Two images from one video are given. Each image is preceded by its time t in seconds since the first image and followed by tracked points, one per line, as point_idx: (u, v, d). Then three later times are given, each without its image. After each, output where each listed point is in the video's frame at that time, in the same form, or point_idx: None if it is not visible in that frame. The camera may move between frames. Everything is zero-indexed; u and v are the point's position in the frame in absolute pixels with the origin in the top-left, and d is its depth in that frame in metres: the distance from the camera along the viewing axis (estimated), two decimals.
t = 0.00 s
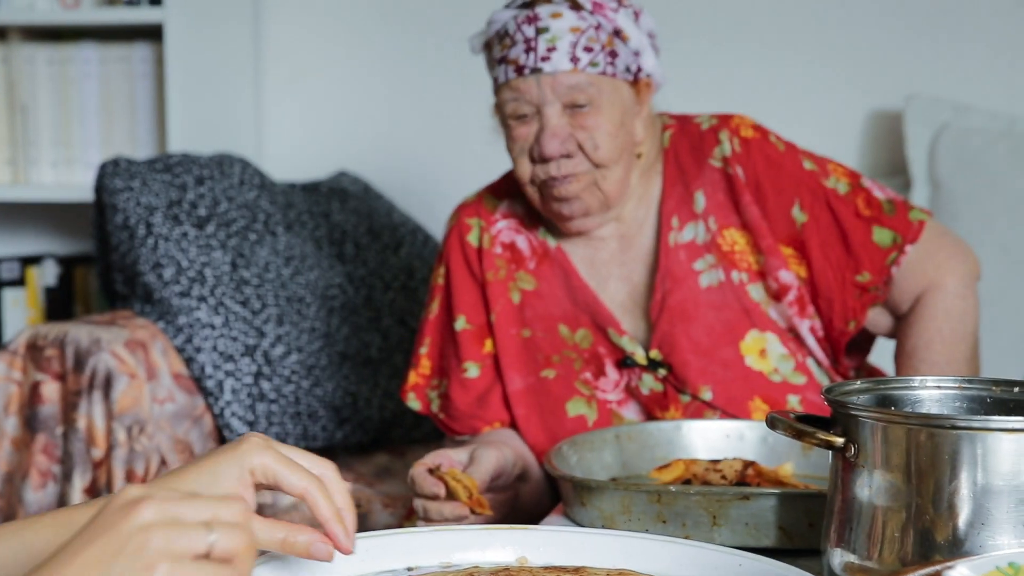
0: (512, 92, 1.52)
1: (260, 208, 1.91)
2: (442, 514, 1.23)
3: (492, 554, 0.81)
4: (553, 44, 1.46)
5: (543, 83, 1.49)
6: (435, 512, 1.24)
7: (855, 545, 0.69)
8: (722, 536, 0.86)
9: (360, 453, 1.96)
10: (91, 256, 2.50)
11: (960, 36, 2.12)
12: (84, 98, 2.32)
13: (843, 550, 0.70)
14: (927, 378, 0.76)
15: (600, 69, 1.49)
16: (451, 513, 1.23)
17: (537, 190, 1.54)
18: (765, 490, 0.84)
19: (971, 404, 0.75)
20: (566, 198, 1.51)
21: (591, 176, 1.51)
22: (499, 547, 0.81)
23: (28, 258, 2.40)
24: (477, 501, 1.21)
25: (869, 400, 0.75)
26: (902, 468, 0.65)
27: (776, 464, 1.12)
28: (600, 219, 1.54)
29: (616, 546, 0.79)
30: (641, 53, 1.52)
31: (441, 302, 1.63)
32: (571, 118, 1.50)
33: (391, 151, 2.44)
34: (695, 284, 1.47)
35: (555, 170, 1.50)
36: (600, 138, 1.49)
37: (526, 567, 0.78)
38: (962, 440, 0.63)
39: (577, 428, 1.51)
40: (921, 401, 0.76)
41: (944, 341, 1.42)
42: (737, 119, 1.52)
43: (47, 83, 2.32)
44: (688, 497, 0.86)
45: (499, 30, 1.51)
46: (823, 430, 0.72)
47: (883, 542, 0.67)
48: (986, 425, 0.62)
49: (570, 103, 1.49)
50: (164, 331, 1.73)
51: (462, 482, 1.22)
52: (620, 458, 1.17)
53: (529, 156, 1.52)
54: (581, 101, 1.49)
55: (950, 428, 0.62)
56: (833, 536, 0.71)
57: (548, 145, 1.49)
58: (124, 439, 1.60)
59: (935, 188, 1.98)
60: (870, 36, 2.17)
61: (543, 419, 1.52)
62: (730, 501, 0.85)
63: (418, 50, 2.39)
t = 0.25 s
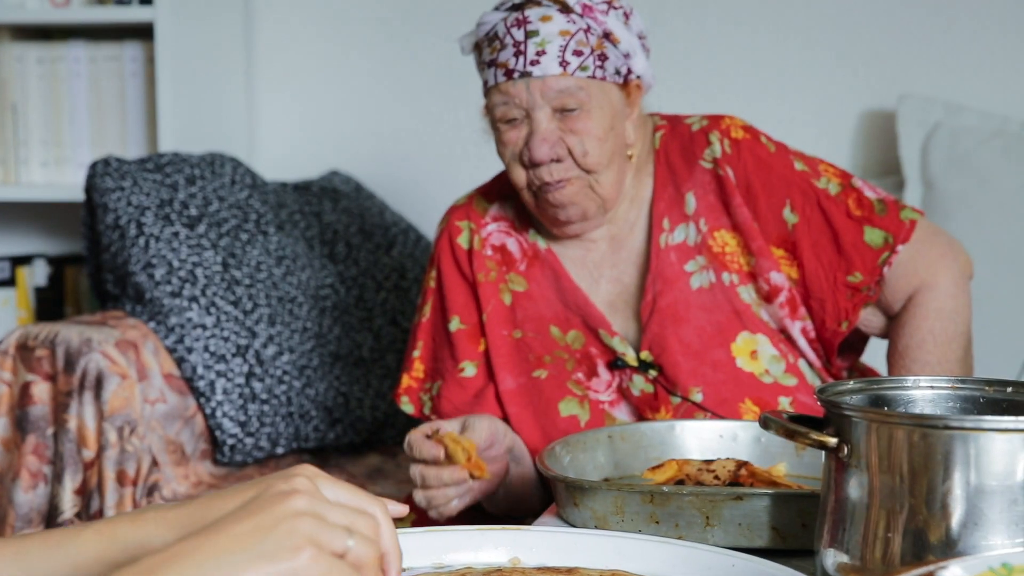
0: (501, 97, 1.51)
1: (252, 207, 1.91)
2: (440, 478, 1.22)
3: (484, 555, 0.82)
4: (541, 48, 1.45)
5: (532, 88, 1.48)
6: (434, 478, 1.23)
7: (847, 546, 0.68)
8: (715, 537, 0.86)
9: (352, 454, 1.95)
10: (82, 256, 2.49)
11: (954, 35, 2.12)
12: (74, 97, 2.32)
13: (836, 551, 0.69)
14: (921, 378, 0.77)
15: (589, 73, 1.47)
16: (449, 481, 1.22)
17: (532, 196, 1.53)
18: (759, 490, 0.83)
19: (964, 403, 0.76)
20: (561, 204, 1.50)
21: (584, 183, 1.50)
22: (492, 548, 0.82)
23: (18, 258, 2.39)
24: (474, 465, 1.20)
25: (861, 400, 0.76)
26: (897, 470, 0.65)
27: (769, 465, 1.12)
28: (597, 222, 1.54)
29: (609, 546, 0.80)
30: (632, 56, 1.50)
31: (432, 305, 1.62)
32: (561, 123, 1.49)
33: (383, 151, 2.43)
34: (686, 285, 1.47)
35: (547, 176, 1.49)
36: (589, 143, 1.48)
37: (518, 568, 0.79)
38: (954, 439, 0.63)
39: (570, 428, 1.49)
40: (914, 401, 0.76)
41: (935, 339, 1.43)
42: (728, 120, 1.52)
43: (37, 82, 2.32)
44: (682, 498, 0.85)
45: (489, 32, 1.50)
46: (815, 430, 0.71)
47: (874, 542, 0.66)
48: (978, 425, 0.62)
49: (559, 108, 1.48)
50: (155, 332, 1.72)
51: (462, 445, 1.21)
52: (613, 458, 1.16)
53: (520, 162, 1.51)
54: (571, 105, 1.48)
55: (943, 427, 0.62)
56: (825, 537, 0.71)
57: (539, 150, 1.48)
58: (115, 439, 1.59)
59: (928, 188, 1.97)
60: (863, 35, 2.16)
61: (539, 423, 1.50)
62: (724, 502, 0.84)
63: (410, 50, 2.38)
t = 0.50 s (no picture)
0: (494, 107, 1.50)
1: (250, 207, 1.90)
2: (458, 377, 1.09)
3: (483, 557, 0.81)
4: (534, 60, 1.45)
5: (525, 100, 1.47)
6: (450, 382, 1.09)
7: (847, 547, 0.68)
8: (714, 537, 0.85)
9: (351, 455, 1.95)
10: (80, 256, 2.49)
11: (952, 35, 2.11)
12: (72, 97, 2.31)
13: (835, 552, 0.69)
14: (920, 379, 0.76)
15: (582, 84, 1.47)
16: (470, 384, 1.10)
17: (523, 201, 1.52)
18: (759, 491, 0.83)
19: (964, 404, 0.76)
20: (556, 210, 1.49)
21: (578, 190, 1.50)
22: (492, 549, 0.82)
23: (16, 258, 2.39)
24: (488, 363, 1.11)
25: (861, 401, 0.75)
26: (897, 470, 0.64)
27: (768, 466, 1.12)
28: (591, 224, 1.54)
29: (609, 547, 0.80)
30: (626, 61, 1.50)
31: (433, 307, 1.62)
32: (554, 134, 1.48)
33: (381, 151, 2.43)
34: (686, 286, 1.46)
35: (540, 185, 1.48)
36: (582, 153, 1.48)
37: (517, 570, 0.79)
38: (954, 440, 0.62)
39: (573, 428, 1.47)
40: (914, 402, 0.76)
41: (936, 340, 1.43)
42: (727, 120, 1.52)
43: (35, 82, 2.31)
44: (681, 498, 0.85)
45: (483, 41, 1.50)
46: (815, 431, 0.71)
47: (874, 543, 0.66)
48: (978, 425, 0.61)
49: (551, 121, 1.48)
50: (153, 332, 1.71)
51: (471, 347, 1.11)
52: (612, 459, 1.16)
53: (513, 172, 1.50)
54: (562, 118, 1.47)
55: (943, 428, 0.62)
56: (825, 538, 0.70)
57: (531, 161, 1.47)
58: (113, 440, 1.59)
59: (928, 187, 1.97)
60: (862, 35, 2.16)
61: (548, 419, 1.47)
62: (723, 503, 0.84)
63: (408, 50, 2.38)
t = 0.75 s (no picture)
0: (490, 105, 1.50)
1: (249, 207, 1.90)
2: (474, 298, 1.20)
3: (483, 556, 0.81)
4: (529, 58, 1.44)
5: (519, 98, 1.47)
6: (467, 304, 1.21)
7: (847, 547, 0.68)
8: (714, 537, 0.85)
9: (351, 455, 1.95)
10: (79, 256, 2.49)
11: (952, 35, 2.11)
12: (72, 97, 2.31)
13: (835, 552, 0.69)
14: (919, 379, 0.76)
15: (577, 83, 1.46)
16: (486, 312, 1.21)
17: (517, 198, 1.52)
18: (758, 490, 0.83)
19: (963, 403, 0.76)
20: (551, 209, 1.50)
21: (571, 190, 1.50)
22: (493, 549, 0.82)
23: (16, 257, 2.39)
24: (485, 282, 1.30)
25: (861, 401, 0.75)
26: (897, 470, 0.64)
27: (768, 466, 1.12)
28: (587, 225, 1.54)
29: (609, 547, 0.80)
30: (622, 62, 1.49)
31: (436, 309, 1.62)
32: (548, 133, 1.48)
33: (381, 151, 2.43)
34: (686, 285, 1.46)
35: (534, 183, 1.48)
36: (576, 153, 1.47)
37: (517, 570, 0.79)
38: (954, 440, 0.62)
39: (577, 425, 1.47)
40: (914, 402, 0.76)
41: (935, 339, 1.44)
42: (726, 120, 1.52)
43: (35, 81, 2.31)
44: (681, 498, 0.84)
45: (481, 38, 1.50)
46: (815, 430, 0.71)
47: (873, 542, 0.66)
48: (977, 425, 0.61)
49: (546, 119, 1.47)
50: (152, 332, 1.71)
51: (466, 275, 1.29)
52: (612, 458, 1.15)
53: (507, 170, 1.50)
54: (556, 117, 1.47)
55: (942, 428, 0.62)
56: (824, 537, 0.70)
57: (524, 160, 1.46)
58: (112, 439, 1.59)
59: (928, 186, 1.97)
60: (861, 36, 2.16)
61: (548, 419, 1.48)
62: (723, 502, 0.84)
63: (408, 49, 2.38)
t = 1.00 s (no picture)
0: (492, 103, 1.50)
1: (250, 206, 1.90)
2: (488, 296, 1.17)
3: (483, 556, 0.81)
4: (531, 56, 1.45)
5: (521, 96, 1.47)
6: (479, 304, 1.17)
7: (848, 547, 0.68)
8: (714, 537, 0.85)
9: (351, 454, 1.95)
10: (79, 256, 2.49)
11: (952, 35, 2.11)
12: (72, 97, 2.31)
13: (836, 552, 0.69)
14: (919, 378, 0.76)
15: (579, 81, 1.47)
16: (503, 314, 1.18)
17: (518, 196, 1.52)
18: (759, 490, 0.83)
19: (963, 403, 0.76)
20: (553, 207, 1.49)
21: (574, 187, 1.50)
22: (493, 548, 0.82)
23: (16, 257, 2.39)
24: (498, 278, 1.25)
25: (861, 400, 0.75)
26: (897, 469, 0.64)
27: (768, 466, 1.12)
28: (591, 222, 1.54)
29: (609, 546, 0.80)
30: (625, 60, 1.50)
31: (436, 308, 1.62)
32: (550, 130, 1.48)
33: (382, 150, 2.43)
34: (687, 284, 1.47)
35: (536, 180, 1.48)
36: (578, 151, 1.47)
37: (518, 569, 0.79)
38: (955, 439, 0.62)
39: (574, 426, 1.47)
40: (914, 402, 0.76)
41: (936, 339, 1.44)
42: (728, 119, 1.52)
43: (35, 81, 2.31)
44: (681, 498, 0.84)
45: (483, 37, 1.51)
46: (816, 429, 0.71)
47: (874, 542, 0.66)
48: (978, 424, 0.61)
49: (548, 117, 1.47)
50: (153, 331, 1.71)
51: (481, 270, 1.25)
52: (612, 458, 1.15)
53: (509, 167, 1.50)
54: (559, 114, 1.47)
55: (943, 427, 0.62)
56: (825, 537, 0.70)
57: (526, 158, 1.46)
58: (113, 439, 1.58)
59: (928, 186, 1.97)
60: (861, 35, 2.16)
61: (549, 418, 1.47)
62: (723, 502, 0.84)
63: (409, 48, 2.38)
